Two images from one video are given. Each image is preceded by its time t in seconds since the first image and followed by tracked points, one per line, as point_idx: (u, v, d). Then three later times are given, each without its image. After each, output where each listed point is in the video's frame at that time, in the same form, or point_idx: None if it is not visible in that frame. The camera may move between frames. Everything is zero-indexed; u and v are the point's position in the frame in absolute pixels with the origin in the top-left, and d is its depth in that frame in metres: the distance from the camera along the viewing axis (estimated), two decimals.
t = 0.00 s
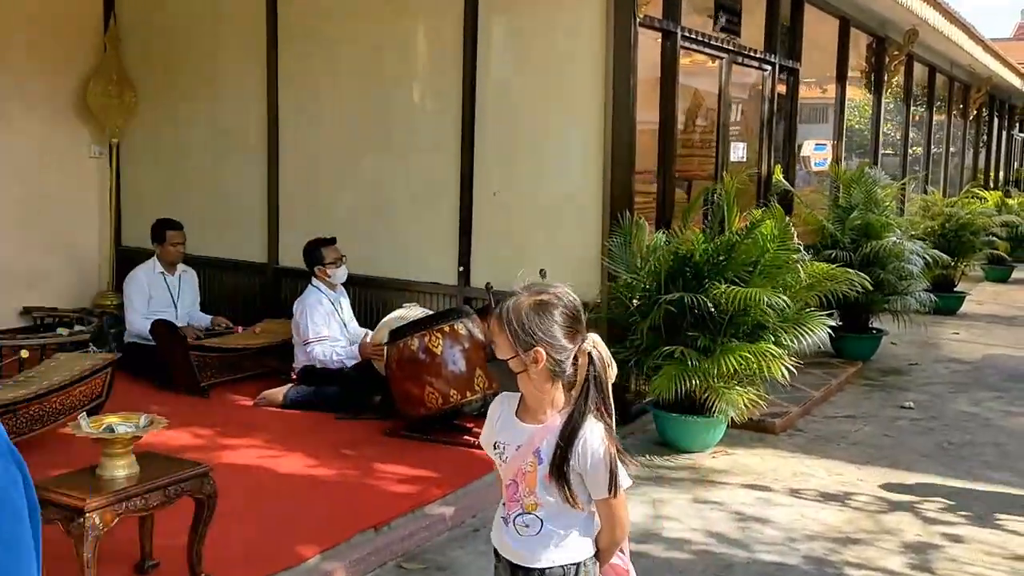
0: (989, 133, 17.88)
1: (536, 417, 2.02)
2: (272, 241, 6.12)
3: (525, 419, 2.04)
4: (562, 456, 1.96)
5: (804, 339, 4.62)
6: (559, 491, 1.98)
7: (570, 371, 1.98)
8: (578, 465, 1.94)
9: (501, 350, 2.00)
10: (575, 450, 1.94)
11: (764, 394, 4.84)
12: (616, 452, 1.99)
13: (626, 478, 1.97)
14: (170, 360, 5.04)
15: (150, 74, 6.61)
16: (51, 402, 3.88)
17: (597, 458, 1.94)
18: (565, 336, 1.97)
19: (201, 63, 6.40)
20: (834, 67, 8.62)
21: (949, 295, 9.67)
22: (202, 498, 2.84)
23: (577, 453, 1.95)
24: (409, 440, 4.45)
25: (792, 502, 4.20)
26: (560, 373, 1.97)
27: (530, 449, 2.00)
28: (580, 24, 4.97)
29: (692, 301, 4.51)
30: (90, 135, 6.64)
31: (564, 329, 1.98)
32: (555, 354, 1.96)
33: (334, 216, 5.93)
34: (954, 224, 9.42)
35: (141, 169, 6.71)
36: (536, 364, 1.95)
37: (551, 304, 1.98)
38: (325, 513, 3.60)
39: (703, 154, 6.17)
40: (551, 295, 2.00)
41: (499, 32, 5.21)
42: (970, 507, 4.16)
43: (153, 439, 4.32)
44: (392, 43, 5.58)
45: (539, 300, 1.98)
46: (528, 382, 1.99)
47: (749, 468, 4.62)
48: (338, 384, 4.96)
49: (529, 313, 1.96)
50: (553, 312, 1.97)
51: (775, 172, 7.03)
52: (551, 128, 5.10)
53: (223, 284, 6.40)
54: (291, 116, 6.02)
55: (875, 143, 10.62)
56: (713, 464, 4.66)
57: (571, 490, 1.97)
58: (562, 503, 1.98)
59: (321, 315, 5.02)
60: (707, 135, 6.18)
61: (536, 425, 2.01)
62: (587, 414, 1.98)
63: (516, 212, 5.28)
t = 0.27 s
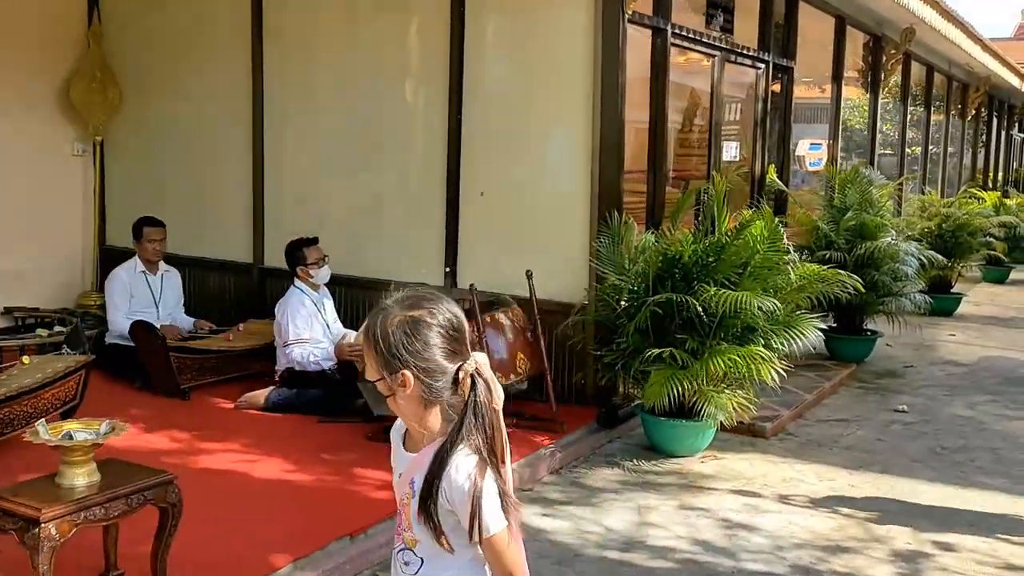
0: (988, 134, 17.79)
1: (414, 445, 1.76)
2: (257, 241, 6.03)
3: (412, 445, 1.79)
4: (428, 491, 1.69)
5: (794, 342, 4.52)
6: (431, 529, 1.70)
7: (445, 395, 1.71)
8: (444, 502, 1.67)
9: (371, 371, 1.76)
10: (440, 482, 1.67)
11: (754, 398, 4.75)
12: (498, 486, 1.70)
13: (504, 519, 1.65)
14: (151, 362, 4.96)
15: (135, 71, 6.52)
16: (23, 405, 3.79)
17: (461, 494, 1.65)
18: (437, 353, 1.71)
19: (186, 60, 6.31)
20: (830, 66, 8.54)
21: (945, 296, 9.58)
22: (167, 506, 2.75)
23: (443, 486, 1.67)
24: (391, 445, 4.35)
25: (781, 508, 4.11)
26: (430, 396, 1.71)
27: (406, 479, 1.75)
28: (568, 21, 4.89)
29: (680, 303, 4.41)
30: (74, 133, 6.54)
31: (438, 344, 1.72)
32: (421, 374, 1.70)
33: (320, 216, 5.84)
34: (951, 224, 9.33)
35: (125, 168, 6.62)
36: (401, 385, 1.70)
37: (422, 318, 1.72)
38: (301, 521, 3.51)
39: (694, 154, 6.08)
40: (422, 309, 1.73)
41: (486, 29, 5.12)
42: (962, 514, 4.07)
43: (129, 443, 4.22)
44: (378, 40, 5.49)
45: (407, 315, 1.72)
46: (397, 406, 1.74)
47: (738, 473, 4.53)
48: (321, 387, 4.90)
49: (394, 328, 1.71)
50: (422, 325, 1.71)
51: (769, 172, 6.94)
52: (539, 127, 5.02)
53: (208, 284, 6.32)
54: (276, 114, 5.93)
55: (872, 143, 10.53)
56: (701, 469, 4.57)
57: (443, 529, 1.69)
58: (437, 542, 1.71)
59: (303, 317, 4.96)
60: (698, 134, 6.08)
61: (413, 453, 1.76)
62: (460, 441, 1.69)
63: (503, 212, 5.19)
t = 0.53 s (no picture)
0: (996, 132, 17.64)
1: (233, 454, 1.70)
2: (250, 238, 5.99)
3: (234, 457, 1.73)
4: (236, 512, 1.63)
5: (788, 342, 4.45)
6: (232, 552, 1.65)
7: (264, 404, 1.64)
8: (248, 524, 1.61)
9: (191, 370, 1.68)
10: (247, 505, 1.61)
11: (748, 399, 4.68)
12: (311, 508, 1.64)
13: (309, 545, 1.59)
14: (138, 361, 4.91)
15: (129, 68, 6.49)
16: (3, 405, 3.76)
17: (264, 516, 1.59)
18: (257, 363, 1.62)
19: (179, 57, 6.25)
20: (832, 63, 8.45)
21: (949, 296, 9.48)
22: (136, 509, 2.70)
23: (249, 509, 1.61)
24: (377, 445, 4.30)
25: (772, 511, 4.05)
26: (248, 409, 1.63)
27: (221, 494, 1.69)
28: (560, 17, 4.82)
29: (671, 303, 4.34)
30: (67, 131, 6.49)
31: (260, 354, 1.64)
32: (237, 381, 1.62)
33: (312, 214, 5.79)
34: (956, 223, 9.23)
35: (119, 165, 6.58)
36: (216, 392, 1.62)
37: (244, 318, 1.63)
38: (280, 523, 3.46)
39: (691, 152, 6.01)
40: (248, 308, 1.64)
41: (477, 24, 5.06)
42: (957, 518, 4.00)
43: (112, 443, 4.19)
44: (369, 36, 5.44)
45: (228, 313, 1.63)
46: (213, 411, 1.67)
47: (730, 475, 4.47)
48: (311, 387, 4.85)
49: (214, 332, 1.62)
50: (243, 332, 1.62)
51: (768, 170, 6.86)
52: (530, 123, 4.96)
53: (201, 282, 6.28)
54: (269, 111, 5.88)
55: (876, 142, 10.44)
56: (693, 471, 4.51)
57: (245, 553, 1.63)
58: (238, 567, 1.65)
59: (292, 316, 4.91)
60: (695, 131, 6.01)
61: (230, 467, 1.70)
62: (273, 458, 1.64)
63: (495, 210, 5.13)
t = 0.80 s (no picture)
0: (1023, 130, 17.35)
1: (55, 471, 1.61)
2: (255, 239, 5.97)
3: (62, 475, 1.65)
4: (55, 536, 1.55)
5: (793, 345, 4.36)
6: None
7: (80, 418, 1.55)
8: (67, 549, 1.53)
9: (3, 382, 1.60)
10: (65, 530, 1.52)
11: (753, 402, 4.59)
12: (142, 530, 1.56)
13: (132, 570, 1.50)
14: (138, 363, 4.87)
15: (136, 69, 6.48)
16: None
17: (84, 541, 1.51)
18: (64, 375, 1.52)
19: (185, 57, 6.24)
20: (848, 60, 8.32)
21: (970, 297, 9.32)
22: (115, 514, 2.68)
23: (68, 533, 1.53)
24: (375, 447, 4.27)
25: (774, 517, 3.97)
26: (62, 424, 1.55)
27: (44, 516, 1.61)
28: (562, 13, 4.76)
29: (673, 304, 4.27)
30: (75, 131, 6.51)
31: (69, 366, 1.53)
32: (45, 393, 1.53)
33: (316, 214, 5.76)
34: (977, 223, 9.06)
35: (126, 165, 6.58)
36: (21, 409, 1.54)
37: (50, 326, 1.53)
38: (270, 527, 3.43)
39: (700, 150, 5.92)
40: (55, 313, 1.54)
41: (480, 22, 5.00)
42: (965, 526, 3.90)
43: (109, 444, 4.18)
44: (373, 35, 5.40)
45: (33, 321, 1.54)
46: (24, 424, 1.58)
47: (734, 480, 4.39)
48: (311, 389, 4.80)
49: (16, 345, 1.53)
50: (51, 342, 1.52)
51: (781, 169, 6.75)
52: (533, 122, 4.89)
53: (207, 282, 6.27)
54: (273, 110, 5.86)
55: (895, 139, 10.28)
56: (696, 475, 4.43)
57: None
58: None
59: (293, 316, 4.87)
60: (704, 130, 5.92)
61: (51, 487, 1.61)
62: (93, 477, 1.55)
63: (498, 209, 5.08)
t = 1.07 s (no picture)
0: None
1: None
2: (274, 238, 5.95)
3: None
4: None
5: (813, 347, 4.26)
6: None
7: None
8: None
9: None
10: None
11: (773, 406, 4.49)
12: None
13: None
14: (154, 361, 4.89)
15: (157, 69, 6.50)
16: (9, 405, 3.77)
17: None
18: None
19: (206, 57, 6.25)
20: (878, 57, 8.16)
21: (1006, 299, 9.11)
22: (112, 516, 2.65)
23: None
24: (387, 449, 4.22)
25: (792, 524, 3.87)
26: None
27: None
28: (580, 10, 4.70)
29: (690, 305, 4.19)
30: (98, 131, 6.53)
31: None
32: None
33: (334, 214, 5.73)
34: (1013, 223, 8.85)
35: (148, 165, 6.60)
36: None
37: None
38: (275, 531, 3.39)
39: (722, 149, 5.82)
40: None
41: (498, 19, 4.95)
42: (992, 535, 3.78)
43: (121, 444, 4.17)
44: (390, 33, 5.36)
45: None
46: None
47: (753, 485, 4.29)
48: (323, 389, 4.73)
49: None
50: None
51: (807, 168, 6.63)
52: (549, 120, 4.84)
53: (227, 282, 6.26)
54: (292, 110, 5.84)
55: (929, 138, 10.08)
56: (714, 480, 4.34)
57: None
58: None
59: (309, 317, 4.82)
60: (726, 128, 5.82)
61: None
62: None
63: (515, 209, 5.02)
